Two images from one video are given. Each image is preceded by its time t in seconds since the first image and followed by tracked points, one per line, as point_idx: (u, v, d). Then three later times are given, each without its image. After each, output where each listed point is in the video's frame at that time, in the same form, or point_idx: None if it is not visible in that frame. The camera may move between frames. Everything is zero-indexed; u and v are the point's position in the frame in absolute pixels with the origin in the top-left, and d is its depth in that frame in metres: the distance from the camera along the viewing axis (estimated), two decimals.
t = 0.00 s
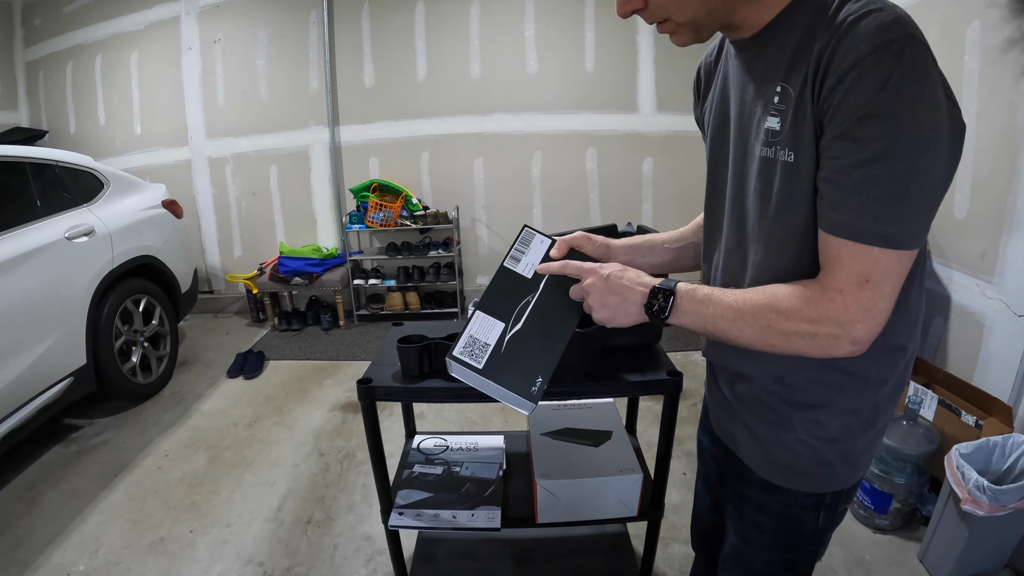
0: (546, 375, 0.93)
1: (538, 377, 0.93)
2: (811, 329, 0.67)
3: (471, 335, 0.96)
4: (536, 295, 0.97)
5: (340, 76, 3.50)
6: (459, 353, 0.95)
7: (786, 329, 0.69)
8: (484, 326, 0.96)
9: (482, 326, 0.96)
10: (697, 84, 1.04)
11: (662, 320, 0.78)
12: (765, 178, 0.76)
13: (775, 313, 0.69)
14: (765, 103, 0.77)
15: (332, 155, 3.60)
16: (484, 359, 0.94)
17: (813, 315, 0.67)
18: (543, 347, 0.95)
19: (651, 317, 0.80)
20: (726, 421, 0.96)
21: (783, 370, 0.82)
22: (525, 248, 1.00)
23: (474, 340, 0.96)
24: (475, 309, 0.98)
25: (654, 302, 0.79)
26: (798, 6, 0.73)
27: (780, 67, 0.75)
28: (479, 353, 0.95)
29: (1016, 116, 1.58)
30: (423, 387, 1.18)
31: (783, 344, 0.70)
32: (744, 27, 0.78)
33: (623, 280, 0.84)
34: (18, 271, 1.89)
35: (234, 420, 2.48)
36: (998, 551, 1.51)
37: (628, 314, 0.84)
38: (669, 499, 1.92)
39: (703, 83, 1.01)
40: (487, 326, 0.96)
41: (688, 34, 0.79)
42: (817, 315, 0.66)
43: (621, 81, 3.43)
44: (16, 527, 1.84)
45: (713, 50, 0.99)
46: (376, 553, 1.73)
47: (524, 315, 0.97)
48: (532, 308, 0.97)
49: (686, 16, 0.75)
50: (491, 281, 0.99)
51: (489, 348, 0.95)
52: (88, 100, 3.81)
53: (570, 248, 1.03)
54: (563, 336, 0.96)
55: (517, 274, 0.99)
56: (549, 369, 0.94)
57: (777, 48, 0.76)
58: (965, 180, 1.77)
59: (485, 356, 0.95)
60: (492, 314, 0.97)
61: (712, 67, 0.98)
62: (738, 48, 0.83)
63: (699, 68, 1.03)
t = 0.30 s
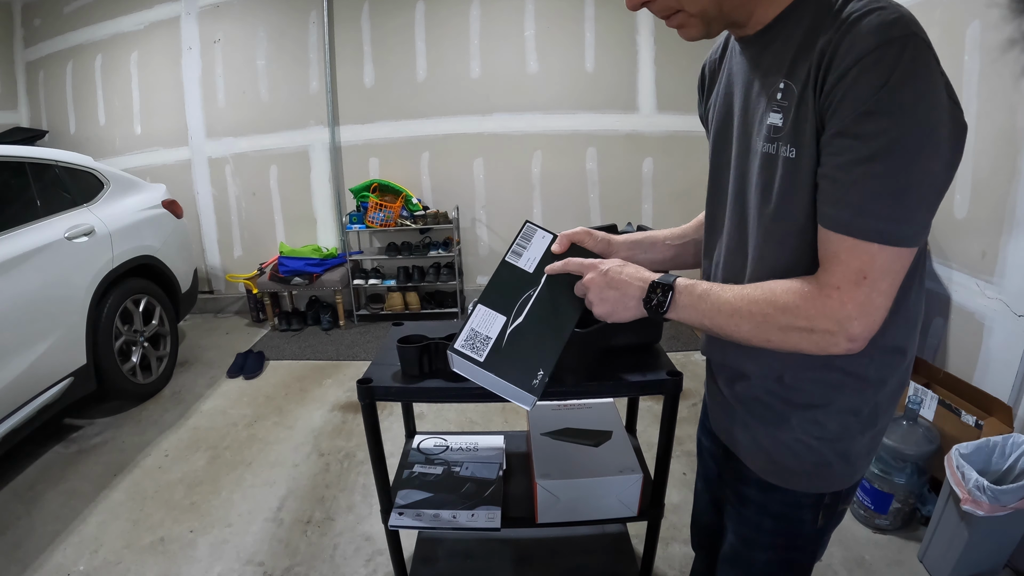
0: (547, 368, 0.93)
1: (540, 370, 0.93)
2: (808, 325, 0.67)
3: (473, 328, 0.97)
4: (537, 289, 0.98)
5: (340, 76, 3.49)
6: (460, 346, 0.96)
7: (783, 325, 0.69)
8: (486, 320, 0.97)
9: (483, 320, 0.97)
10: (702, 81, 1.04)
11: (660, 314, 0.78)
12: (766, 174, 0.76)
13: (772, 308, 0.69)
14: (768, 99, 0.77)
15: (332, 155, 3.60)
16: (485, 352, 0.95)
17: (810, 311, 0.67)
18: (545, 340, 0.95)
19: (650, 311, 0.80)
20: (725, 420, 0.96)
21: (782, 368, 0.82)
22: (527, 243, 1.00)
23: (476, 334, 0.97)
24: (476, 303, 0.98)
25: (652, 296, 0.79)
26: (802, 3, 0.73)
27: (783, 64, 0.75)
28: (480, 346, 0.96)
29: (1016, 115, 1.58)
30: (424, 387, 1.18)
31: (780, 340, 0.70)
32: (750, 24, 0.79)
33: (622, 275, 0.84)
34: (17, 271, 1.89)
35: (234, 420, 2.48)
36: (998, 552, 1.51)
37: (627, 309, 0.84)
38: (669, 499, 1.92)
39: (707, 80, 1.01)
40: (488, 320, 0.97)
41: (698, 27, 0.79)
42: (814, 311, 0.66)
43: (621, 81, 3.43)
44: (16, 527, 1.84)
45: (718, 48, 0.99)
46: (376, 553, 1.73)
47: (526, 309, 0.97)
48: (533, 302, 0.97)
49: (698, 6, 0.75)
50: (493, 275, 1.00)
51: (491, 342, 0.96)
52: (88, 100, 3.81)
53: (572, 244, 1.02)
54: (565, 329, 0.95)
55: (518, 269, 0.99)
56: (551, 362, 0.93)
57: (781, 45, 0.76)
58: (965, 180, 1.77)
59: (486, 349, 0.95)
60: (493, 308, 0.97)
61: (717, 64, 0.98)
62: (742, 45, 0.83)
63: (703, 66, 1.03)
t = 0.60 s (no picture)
0: (550, 367, 0.93)
1: (542, 368, 0.93)
2: (810, 321, 0.67)
3: (475, 328, 0.97)
4: (539, 289, 0.98)
5: (340, 76, 3.49)
6: (463, 345, 0.96)
7: (785, 320, 0.69)
8: (488, 319, 0.97)
9: (486, 319, 0.97)
10: (705, 81, 1.04)
11: (661, 309, 0.78)
12: (771, 171, 0.76)
13: (775, 303, 0.69)
14: (773, 96, 0.77)
15: (332, 155, 3.60)
16: (487, 351, 0.95)
17: (813, 305, 0.67)
18: (546, 340, 0.95)
19: (652, 306, 0.79)
20: (725, 418, 0.95)
21: (783, 365, 0.82)
22: (528, 245, 1.01)
23: (478, 333, 0.97)
24: (479, 303, 0.99)
25: (654, 291, 0.78)
26: (808, 3, 0.73)
27: (789, 62, 0.75)
28: (483, 345, 0.96)
29: (1016, 115, 1.58)
30: (424, 387, 1.18)
31: (782, 336, 0.70)
32: (757, 23, 0.79)
33: (622, 271, 0.84)
34: (17, 271, 1.89)
35: (234, 420, 2.48)
36: (998, 552, 1.51)
37: (628, 305, 0.83)
38: (669, 499, 1.92)
39: (711, 80, 1.01)
40: (491, 319, 0.97)
41: (707, 23, 0.79)
42: (817, 306, 0.66)
43: (621, 81, 3.43)
44: (16, 527, 1.84)
45: (721, 48, 0.99)
46: (376, 553, 1.73)
47: (528, 308, 0.97)
48: (536, 301, 0.97)
49: (709, 2, 0.74)
50: (495, 276, 1.00)
51: (493, 340, 0.96)
52: (88, 100, 3.81)
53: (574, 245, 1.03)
54: (568, 328, 0.95)
55: (520, 270, 1.00)
56: (553, 360, 0.93)
57: (787, 43, 0.76)
58: (965, 180, 1.77)
59: (488, 348, 0.95)
60: (495, 307, 0.97)
61: (720, 64, 0.98)
62: (747, 44, 0.83)
63: (707, 66, 1.03)
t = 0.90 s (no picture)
0: (550, 363, 0.93)
1: (542, 365, 0.93)
2: (812, 320, 0.67)
3: (476, 323, 0.97)
4: (540, 286, 0.98)
5: (339, 76, 3.49)
6: (463, 341, 0.96)
7: (787, 321, 0.69)
8: (489, 315, 0.97)
9: (486, 315, 0.97)
10: (704, 84, 1.04)
11: (664, 313, 0.79)
12: (770, 171, 0.76)
13: (777, 304, 0.69)
14: (772, 96, 0.77)
15: (332, 155, 3.60)
16: (488, 347, 0.95)
17: (815, 305, 0.67)
18: (546, 337, 0.95)
19: (655, 310, 0.80)
20: (726, 419, 0.96)
21: (783, 366, 0.82)
22: (530, 241, 1.01)
23: (479, 329, 0.97)
24: (480, 299, 0.99)
25: (658, 294, 0.79)
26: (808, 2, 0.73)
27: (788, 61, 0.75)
28: (483, 341, 0.96)
29: (1016, 116, 1.58)
30: (424, 387, 1.18)
31: (784, 336, 0.70)
32: (760, 22, 0.78)
33: (635, 271, 0.84)
34: (17, 271, 1.89)
35: (234, 420, 2.48)
36: (998, 551, 1.51)
37: (632, 305, 0.83)
38: (669, 499, 1.92)
39: (711, 82, 1.01)
40: (491, 315, 0.97)
41: (718, 18, 0.77)
42: (819, 305, 0.66)
43: (621, 80, 3.43)
44: (16, 526, 1.84)
45: (720, 50, 0.99)
46: (376, 553, 1.73)
47: (529, 305, 0.97)
48: (536, 299, 0.97)
49: None
50: (496, 272, 1.00)
51: (494, 336, 0.96)
52: (88, 100, 3.81)
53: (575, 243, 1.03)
54: (569, 325, 0.95)
55: (521, 266, 1.00)
56: (553, 357, 0.93)
57: (786, 43, 0.76)
58: (965, 180, 1.77)
59: (489, 344, 0.95)
60: (496, 303, 0.98)
61: (719, 66, 0.98)
62: (747, 44, 0.83)
63: (706, 68, 1.03)
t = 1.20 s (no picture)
0: (550, 371, 0.93)
1: (543, 373, 0.93)
2: (811, 319, 0.67)
3: (476, 334, 0.96)
4: (538, 295, 0.98)
5: (340, 76, 3.49)
6: (464, 351, 0.95)
7: (786, 321, 0.69)
8: (489, 324, 0.97)
9: (486, 325, 0.97)
10: (699, 87, 1.04)
11: (664, 320, 0.79)
12: (767, 171, 0.76)
13: (775, 305, 0.69)
14: (768, 96, 0.77)
15: (332, 155, 3.60)
16: (489, 356, 0.94)
17: (814, 305, 0.66)
18: (546, 346, 0.95)
19: (656, 318, 0.79)
20: (726, 420, 0.96)
21: (783, 366, 0.82)
22: (528, 250, 1.02)
23: (479, 338, 0.96)
24: (479, 309, 0.99)
25: (657, 302, 0.79)
26: None
27: (784, 61, 0.75)
28: (484, 350, 0.95)
29: (1015, 115, 1.58)
30: (423, 387, 1.18)
31: (785, 336, 0.70)
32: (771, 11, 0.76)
33: (626, 285, 0.84)
34: (17, 270, 1.89)
35: (234, 420, 2.48)
36: (998, 551, 1.51)
37: (632, 317, 0.83)
38: (669, 499, 1.92)
39: (705, 85, 1.01)
40: (491, 324, 0.97)
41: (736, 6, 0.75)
42: (817, 304, 0.66)
43: (621, 80, 3.43)
44: (16, 526, 1.85)
45: (714, 53, 1.00)
46: (376, 553, 1.73)
47: (528, 313, 0.98)
48: (535, 306, 0.98)
49: None
50: (494, 282, 1.00)
51: (494, 346, 0.95)
52: (88, 100, 3.81)
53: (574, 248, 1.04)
54: (569, 332, 0.95)
55: (520, 274, 1.01)
56: (553, 366, 0.93)
57: (782, 43, 0.76)
58: (964, 180, 1.77)
59: (489, 353, 0.95)
60: (495, 312, 0.98)
61: (714, 70, 0.98)
62: (744, 45, 0.83)
63: (700, 71, 1.03)
